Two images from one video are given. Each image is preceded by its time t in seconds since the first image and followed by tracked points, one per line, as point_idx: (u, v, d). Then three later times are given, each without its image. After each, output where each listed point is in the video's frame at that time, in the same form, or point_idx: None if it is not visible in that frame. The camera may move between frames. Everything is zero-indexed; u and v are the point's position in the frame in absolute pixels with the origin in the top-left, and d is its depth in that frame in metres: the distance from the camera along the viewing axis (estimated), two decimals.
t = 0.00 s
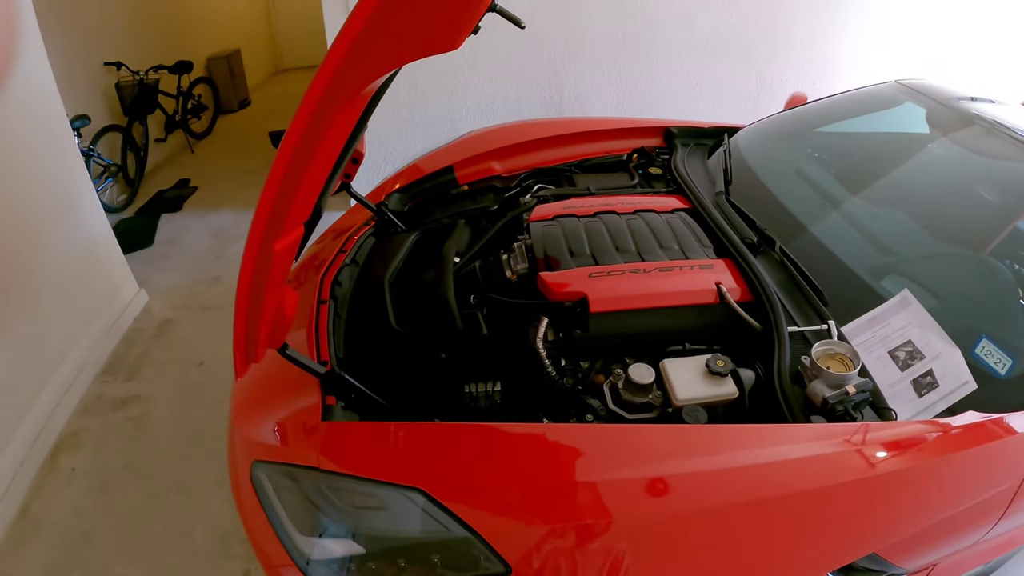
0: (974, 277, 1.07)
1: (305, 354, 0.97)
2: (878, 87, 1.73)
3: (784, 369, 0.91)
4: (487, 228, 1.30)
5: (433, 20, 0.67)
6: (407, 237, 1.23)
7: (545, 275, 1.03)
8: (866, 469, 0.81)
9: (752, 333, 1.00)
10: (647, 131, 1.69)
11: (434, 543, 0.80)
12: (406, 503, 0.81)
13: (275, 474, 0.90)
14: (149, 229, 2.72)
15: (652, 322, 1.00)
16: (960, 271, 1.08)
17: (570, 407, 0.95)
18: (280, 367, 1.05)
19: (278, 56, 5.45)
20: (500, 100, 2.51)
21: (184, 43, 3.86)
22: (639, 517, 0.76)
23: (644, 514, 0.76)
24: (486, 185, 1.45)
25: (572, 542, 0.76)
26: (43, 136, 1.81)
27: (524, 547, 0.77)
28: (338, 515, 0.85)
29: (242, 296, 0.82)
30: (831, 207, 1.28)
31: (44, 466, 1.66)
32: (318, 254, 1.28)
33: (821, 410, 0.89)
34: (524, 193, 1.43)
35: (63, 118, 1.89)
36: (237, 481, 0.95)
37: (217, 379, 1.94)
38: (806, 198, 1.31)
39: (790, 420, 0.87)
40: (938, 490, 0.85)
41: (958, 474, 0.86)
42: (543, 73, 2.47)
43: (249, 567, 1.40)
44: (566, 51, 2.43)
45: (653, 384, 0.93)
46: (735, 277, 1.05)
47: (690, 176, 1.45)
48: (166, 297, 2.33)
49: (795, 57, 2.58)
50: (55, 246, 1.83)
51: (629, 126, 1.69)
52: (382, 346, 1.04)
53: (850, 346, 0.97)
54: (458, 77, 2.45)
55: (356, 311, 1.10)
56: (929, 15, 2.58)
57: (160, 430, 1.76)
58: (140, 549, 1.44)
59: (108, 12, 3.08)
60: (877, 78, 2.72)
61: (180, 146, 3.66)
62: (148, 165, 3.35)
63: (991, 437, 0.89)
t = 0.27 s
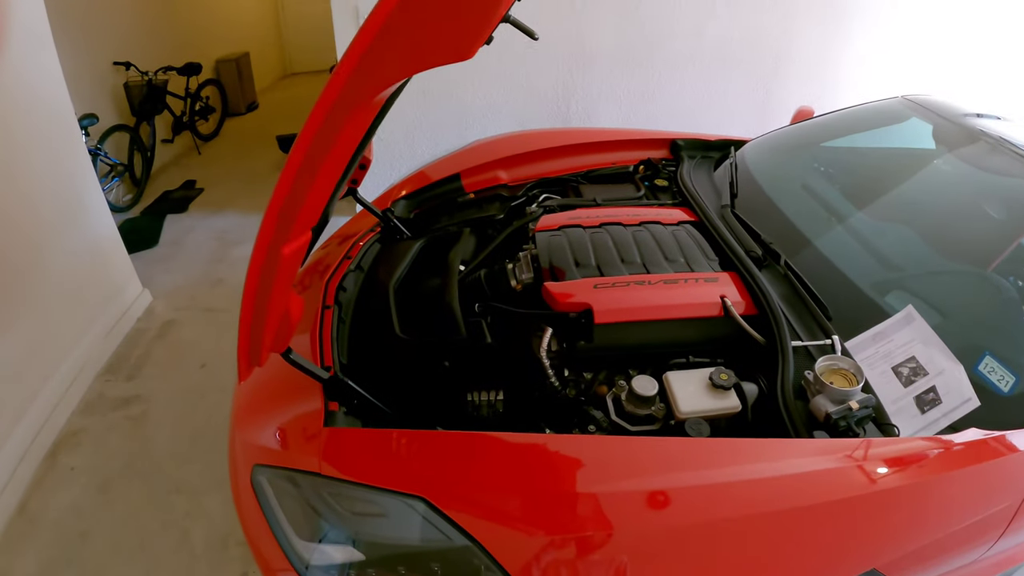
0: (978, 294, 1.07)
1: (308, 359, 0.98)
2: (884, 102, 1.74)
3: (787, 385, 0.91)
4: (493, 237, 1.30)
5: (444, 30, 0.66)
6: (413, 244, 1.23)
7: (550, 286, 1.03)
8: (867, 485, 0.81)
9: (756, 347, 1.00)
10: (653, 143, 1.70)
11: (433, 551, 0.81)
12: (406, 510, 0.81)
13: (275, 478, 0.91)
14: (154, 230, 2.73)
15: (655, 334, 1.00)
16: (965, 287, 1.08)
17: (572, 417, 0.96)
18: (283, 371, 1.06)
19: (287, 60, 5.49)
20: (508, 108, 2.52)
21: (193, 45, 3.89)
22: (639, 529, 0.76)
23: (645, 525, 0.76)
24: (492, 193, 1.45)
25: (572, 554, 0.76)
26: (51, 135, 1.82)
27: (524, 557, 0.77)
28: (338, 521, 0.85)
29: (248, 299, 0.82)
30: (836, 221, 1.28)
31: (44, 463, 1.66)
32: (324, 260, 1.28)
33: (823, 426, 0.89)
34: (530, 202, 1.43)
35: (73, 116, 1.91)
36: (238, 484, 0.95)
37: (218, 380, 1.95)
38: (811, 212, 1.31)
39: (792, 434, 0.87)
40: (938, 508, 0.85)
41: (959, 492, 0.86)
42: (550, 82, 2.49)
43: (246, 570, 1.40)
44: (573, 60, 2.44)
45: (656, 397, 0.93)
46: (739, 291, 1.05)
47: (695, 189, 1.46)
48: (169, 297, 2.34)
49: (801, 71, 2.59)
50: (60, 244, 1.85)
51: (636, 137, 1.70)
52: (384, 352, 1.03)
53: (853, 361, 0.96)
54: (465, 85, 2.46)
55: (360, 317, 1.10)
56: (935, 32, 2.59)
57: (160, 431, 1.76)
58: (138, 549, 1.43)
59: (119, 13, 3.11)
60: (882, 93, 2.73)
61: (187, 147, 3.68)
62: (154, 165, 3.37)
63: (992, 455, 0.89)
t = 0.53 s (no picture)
0: (978, 313, 1.08)
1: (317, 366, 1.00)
2: (889, 120, 1.75)
3: (787, 400, 0.93)
4: (500, 248, 1.32)
5: (460, 54, 0.70)
6: (420, 254, 1.26)
7: (556, 297, 1.05)
8: (866, 499, 0.82)
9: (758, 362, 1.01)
10: (660, 157, 1.72)
11: (435, 555, 0.81)
12: (409, 515, 0.83)
13: (281, 482, 0.92)
14: (162, 232, 2.76)
15: (657, 348, 1.02)
16: (965, 307, 1.10)
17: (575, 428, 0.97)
18: (291, 376, 1.08)
19: (297, 65, 5.54)
20: (516, 119, 2.55)
21: (205, 49, 3.93)
22: (637, 539, 0.77)
23: (643, 536, 0.77)
24: (500, 205, 1.47)
25: (572, 563, 0.77)
26: (64, 137, 1.85)
27: (525, 563, 0.78)
28: (343, 524, 0.86)
29: (261, 307, 0.84)
30: (839, 238, 1.30)
31: (49, 461, 1.68)
32: (332, 266, 1.31)
33: (821, 441, 0.91)
34: (537, 215, 1.45)
35: (85, 117, 1.95)
36: (243, 488, 0.96)
37: (224, 383, 1.97)
38: (814, 229, 1.33)
39: (791, 448, 0.89)
40: (938, 527, 0.85)
41: (959, 508, 0.87)
42: (558, 94, 2.51)
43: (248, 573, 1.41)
44: (581, 72, 2.47)
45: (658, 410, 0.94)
46: (742, 307, 1.07)
47: (700, 204, 1.47)
48: (176, 299, 2.36)
49: (808, 87, 2.61)
50: (70, 243, 1.87)
51: (642, 152, 1.72)
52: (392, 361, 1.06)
53: (852, 378, 0.98)
54: (474, 96, 2.49)
55: (368, 325, 1.12)
56: (941, 50, 2.60)
57: (165, 431, 1.78)
58: (140, 549, 1.45)
59: (132, 16, 3.15)
60: (889, 110, 2.74)
61: (196, 150, 3.72)
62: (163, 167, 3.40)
63: (991, 473, 0.90)
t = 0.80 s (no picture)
0: (982, 331, 1.09)
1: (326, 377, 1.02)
2: (896, 138, 1.77)
3: (790, 419, 0.94)
4: (508, 262, 1.33)
5: (477, 83, 0.73)
6: (429, 267, 1.27)
7: (564, 314, 1.06)
8: (868, 518, 0.83)
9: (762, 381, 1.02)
10: (668, 173, 1.74)
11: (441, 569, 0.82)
12: (417, 528, 0.84)
13: (290, 491, 0.93)
14: (172, 238, 2.79)
15: (662, 365, 1.03)
16: (970, 325, 1.10)
17: (581, 442, 0.99)
18: (300, 387, 1.09)
19: (308, 73, 5.59)
20: (524, 132, 2.58)
21: (217, 57, 3.98)
22: (641, 555, 0.78)
23: (647, 551, 0.79)
24: (509, 219, 1.49)
25: None
26: (78, 144, 1.88)
27: None
28: (350, 536, 0.87)
29: (275, 322, 0.86)
30: (844, 257, 1.31)
31: (57, 464, 1.70)
32: (342, 278, 1.33)
33: (823, 460, 0.92)
34: (546, 230, 1.46)
35: (99, 123, 1.98)
36: (251, 497, 0.98)
37: (231, 389, 1.98)
38: (820, 247, 1.34)
39: (794, 467, 0.90)
40: (942, 547, 0.86)
41: (962, 530, 0.87)
42: (566, 107, 2.53)
43: None
44: (590, 86, 2.49)
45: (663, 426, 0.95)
46: (747, 324, 1.08)
47: (708, 222, 1.49)
48: (185, 306, 2.39)
49: (814, 104, 2.63)
50: (81, 246, 1.90)
51: (650, 168, 1.74)
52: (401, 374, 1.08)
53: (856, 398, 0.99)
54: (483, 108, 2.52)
55: (377, 337, 1.14)
56: (949, 67, 2.61)
57: (172, 436, 1.80)
58: (146, 554, 1.46)
59: (145, 24, 3.20)
60: (896, 126, 2.75)
61: (206, 157, 3.76)
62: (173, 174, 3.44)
63: (994, 494, 0.90)
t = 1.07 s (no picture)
0: (984, 337, 1.07)
1: (320, 385, 1.00)
2: (897, 140, 1.75)
3: (789, 427, 0.92)
4: (505, 267, 1.32)
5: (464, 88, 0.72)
6: (426, 272, 1.26)
7: (560, 320, 1.05)
8: (872, 527, 0.82)
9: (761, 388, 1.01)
10: (667, 177, 1.73)
11: None
12: (410, 540, 0.83)
13: (282, 499, 0.92)
14: (170, 242, 2.79)
15: (660, 372, 1.02)
16: (972, 331, 1.08)
17: (577, 450, 0.97)
18: (295, 393, 1.08)
19: (308, 76, 5.59)
20: (523, 135, 2.57)
21: (216, 60, 3.98)
22: (638, 565, 0.77)
23: (645, 562, 0.77)
24: (506, 223, 1.48)
25: None
26: (73, 146, 1.87)
27: None
28: (342, 546, 0.86)
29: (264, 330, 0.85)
30: (845, 261, 1.29)
31: (53, 468, 1.69)
32: (338, 282, 1.32)
33: (823, 469, 0.90)
34: (543, 234, 1.45)
35: (96, 125, 1.97)
36: (245, 503, 0.97)
37: (228, 393, 1.98)
38: (820, 251, 1.33)
39: (792, 478, 0.89)
40: (943, 558, 0.84)
41: (965, 541, 0.85)
42: (565, 109, 2.52)
43: None
44: (589, 88, 2.48)
45: (660, 434, 0.94)
46: (746, 330, 1.07)
47: (707, 226, 1.47)
48: (183, 309, 2.38)
49: (815, 106, 2.62)
50: (78, 249, 1.89)
51: (649, 171, 1.73)
52: (396, 382, 1.06)
53: (856, 406, 0.97)
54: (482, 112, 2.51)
55: (372, 343, 1.13)
56: (950, 70, 2.60)
57: (169, 441, 1.79)
58: (141, 559, 1.45)
59: (144, 27, 3.20)
60: (897, 129, 2.74)
61: (205, 160, 3.75)
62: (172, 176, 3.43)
63: (1000, 503, 0.88)
